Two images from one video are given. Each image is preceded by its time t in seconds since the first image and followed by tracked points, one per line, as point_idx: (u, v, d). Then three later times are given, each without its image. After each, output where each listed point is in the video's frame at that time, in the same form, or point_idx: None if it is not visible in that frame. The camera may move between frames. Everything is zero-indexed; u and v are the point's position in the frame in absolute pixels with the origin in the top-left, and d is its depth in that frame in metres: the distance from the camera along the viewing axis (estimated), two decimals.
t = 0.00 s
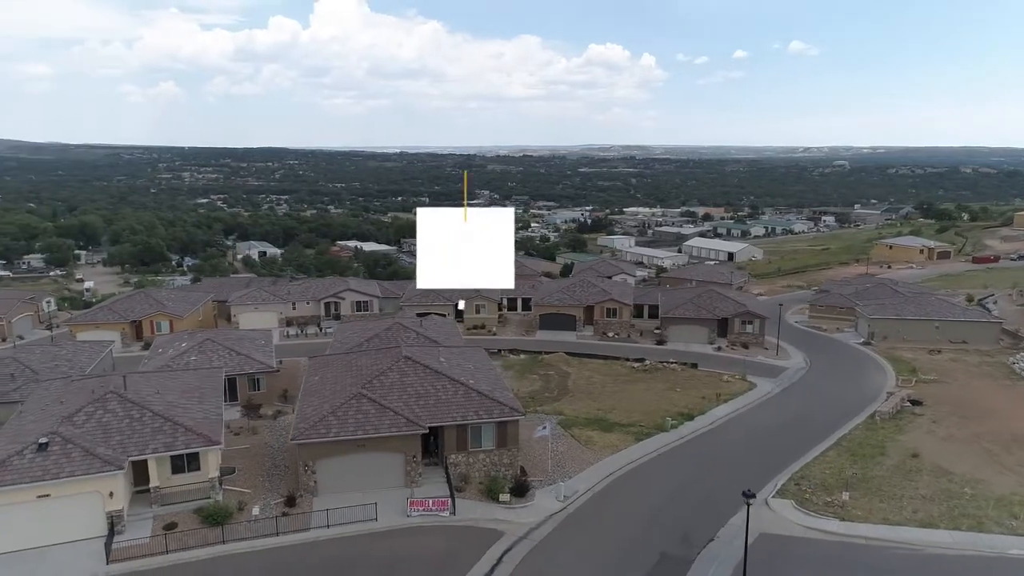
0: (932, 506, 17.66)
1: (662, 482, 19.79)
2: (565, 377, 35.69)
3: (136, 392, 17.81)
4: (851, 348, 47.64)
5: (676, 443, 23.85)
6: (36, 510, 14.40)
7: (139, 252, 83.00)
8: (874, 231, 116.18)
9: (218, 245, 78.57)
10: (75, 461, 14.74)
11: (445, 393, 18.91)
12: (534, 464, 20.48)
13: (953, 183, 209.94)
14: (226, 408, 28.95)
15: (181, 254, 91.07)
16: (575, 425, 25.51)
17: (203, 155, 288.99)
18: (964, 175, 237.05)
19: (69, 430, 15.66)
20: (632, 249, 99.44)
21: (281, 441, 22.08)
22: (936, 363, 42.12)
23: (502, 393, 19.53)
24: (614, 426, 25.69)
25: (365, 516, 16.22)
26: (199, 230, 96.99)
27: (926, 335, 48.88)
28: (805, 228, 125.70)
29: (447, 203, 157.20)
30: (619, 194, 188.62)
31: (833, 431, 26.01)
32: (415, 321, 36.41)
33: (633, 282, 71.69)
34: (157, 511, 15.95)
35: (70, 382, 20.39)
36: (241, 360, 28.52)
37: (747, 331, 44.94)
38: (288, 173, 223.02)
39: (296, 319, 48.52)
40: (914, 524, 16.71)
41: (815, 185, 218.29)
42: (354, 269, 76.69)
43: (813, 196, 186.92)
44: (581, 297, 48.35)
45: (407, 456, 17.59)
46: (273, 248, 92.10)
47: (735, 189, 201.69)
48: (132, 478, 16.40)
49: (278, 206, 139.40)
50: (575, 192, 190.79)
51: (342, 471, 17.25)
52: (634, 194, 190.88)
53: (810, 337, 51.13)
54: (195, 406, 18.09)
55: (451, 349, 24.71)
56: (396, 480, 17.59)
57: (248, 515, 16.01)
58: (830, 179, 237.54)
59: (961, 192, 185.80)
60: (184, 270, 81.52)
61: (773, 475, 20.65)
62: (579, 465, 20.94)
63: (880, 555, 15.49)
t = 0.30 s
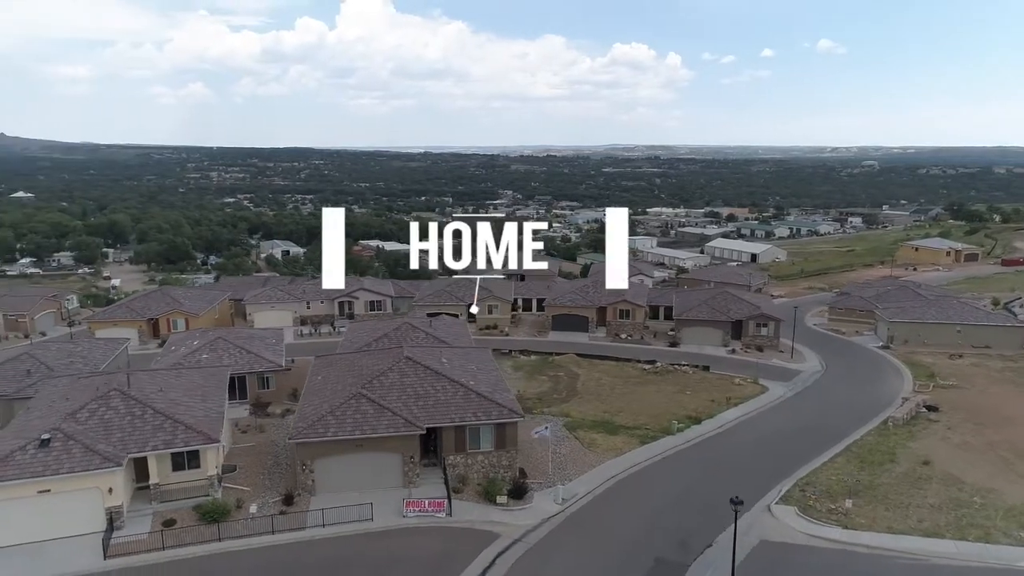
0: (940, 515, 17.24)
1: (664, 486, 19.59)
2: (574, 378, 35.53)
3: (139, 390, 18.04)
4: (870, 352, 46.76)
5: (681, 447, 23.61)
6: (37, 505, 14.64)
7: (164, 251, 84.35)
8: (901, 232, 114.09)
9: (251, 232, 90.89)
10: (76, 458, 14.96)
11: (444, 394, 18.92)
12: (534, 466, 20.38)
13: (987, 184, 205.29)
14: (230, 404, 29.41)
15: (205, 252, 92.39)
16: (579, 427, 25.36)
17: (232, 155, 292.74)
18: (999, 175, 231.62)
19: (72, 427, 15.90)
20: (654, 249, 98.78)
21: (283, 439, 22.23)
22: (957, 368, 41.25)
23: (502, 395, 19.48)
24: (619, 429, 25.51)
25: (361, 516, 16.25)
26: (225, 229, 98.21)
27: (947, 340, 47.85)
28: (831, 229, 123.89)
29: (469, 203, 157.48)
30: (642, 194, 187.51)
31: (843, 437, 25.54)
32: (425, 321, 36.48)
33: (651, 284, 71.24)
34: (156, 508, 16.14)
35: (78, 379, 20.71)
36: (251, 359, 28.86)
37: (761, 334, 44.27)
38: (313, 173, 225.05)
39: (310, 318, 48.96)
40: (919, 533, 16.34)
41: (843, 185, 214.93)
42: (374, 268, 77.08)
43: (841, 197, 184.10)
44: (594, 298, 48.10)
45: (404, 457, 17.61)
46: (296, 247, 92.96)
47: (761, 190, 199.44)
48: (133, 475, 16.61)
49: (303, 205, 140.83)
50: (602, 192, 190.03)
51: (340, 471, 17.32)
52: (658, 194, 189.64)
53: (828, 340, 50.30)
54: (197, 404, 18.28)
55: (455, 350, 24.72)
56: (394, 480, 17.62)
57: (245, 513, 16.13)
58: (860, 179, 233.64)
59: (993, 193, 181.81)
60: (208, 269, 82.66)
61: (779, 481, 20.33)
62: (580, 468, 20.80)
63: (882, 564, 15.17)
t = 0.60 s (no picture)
0: (953, 526, 16.74)
1: (669, 490, 19.33)
2: (589, 380, 35.32)
3: (148, 386, 18.38)
4: (894, 356, 45.71)
5: (691, 451, 23.30)
6: (45, 497, 14.97)
7: (195, 249, 85.76)
8: (937, 234, 111.40)
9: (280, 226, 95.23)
10: (83, 452, 15.26)
11: (448, 394, 18.92)
12: (539, 468, 20.28)
13: None
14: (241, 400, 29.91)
15: (235, 250, 93.87)
16: (589, 428, 25.24)
17: (265, 155, 296.91)
18: None
19: (80, 421, 16.25)
20: (681, 250, 97.84)
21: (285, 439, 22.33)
22: (985, 374, 40.08)
23: (507, 396, 19.43)
24: (629, 431, 25.29)
25: (361, 515, 16.33)
26: (255, 228, 99.55)
27: (976, 345, 46.56)
28: (864, 231, 121.48)
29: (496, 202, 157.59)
30: (671, 194, 185.88)
31: (859, 444, 24.96)
32: (440, 321, 36.58)
33: (674, 285, 70.62)
34: (161, 502, 16.38)
35: (93, 375, 21.17)
36: (267, 357, 29.30)
37: (781, 337, 43.66)
38: (343, 173, 227.12)
39: (329, 317, 49.47)
40: (930, 545, 15.89)
41: (879, 186, 210.53)
42: (399, 267, 77.57)
43: (876, 198, 180.35)
44: (612, 300, 47.83)
45: (407, 457, 17.65)
46: (324, 246, 93.89)
47: (793, 190, 196.34)
48: (140, 470, 16.89)
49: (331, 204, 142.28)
50: (631, 192, 188.80)
51: (342, 470, 17.41)
52: (687, 194, 187.77)
53: (851, 344, 49.31)
54: (204, 401, 18.54)
55: (463, 350, 24.74)
56: (396, 479, 17.67)
57: (247, 509, 16.30)
58: (898, 179, 228.40)
59: None
60: (236, 268, 83.95)
61: (789, 486, 19.96)
62: (586, 470, 20.66)
63: None
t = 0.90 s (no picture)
0: (965, 539, 16.30)
1: (675, 496, 19.13)
2: (603, 381, 35.10)
3: (158, 383, 18.69)
4: (919, 361, 44.65)
5: (701, 456, 23.01)
6: (53, 491, 15.31)
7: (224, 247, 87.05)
8: (974, 236, 108.59)
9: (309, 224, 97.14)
10: (90, 447, 15.57)
11: (452, 395, 18.92)
12: (544, 470, 20.19)
13: None
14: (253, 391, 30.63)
15: (263, 249, 95.23)
16: (598, 431, 25.08)
17: (296, 154, 300.47)
18: None
19: (90, 417, 16.59)
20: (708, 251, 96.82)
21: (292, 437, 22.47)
22: (1014, 381, 38.95)
23: (512, 398, 19.36)
24: (639, 435, 25.07)
25: (362, 514, 16.42)
26: (284, 227, 100.81)
27: (1006, 351, 45.28)
28: (897, 233, 118.95)
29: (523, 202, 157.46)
30: (700, 195, 184.01)
31: (876, 451, 24.42)
32: (454, 321, 36.65)
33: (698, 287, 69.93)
34: (168, 498, 16.66)
35: (108, 371, 21.62)
36: (282, 356, 29.66)
37: (802, 340, 42.85)
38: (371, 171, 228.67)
39: (348, 316, 49.91)
40: (940, 557, 15.47)
41: (915, 187, 205.93)
42: (424, 267, 77.95)
43: (913, 199, 176.32)
44: (629, 301, 47.48)
45: (409, 457, 17.69)
46: (350, 245, 94.71)
47: (826, 192, 193.02)
48: (148, 465, 17.19)
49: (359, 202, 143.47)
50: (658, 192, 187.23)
51: (346, 469, 17.53)
52: (716, 195, 185.75)
53: (876, 348, 48.27)
54: (212, 399, 18.78)
55: (472, 351, 24.74)
56: (399, 480, 17.73)
57: (251, 507, 16.49)
58: (936, 180, 223.00)
59: None
60: (264, 266, 85.14)
61: (798, 494, 19.61)
62: (592, 473, 20.52)
63: None
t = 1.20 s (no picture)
0: (972, 549, 15.91)
1: (678, 499, 18.92)
2: (613, 383, 34.89)
3: (164, 380, 18.95)
4: (940, 366, 43.66)
5: (708, 459, 22.73)
6: (57, 484, 15.60)
7: (249, 246, 87.95)
8: (1006, 238, 105.99)
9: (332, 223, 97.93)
10: (93, 443, 15.83)
11: (453, 395, 18.94)
12: (546, 472, 20.08)
13: None
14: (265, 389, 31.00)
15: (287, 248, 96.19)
16: (603, 433, 24.91)
17: (322, 153, 303.16)
18: None
19: (95, 413, 16.86)
20: (731, 252, 95.80)
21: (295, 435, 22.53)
22: None
23: (512, 399, 19.32)
24: (645, 438, 24.85)
25: (359, 513, 16.49)
26: (307, 226, 101.73)
27: None
28: (926, 234, 116.57)
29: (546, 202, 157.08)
30: (725, 195, 182.13)
31: (889, 457, 23.94)
32: (464, 321, 36.67)
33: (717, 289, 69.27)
34: (169, 494, 16.87)
35: (119, 367, 22.00)
36: (292, 354, 29.96)
37: (818, 343, 42.04)
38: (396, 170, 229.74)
39: (362, 314, 50.23)
40: (944, 567, 15.13)
41: (948, 188, 201.67)
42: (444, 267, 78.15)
43: (945, 200, 172.61)
44: (644, 302, 47.14)
45: (408, 457, 17.72)
46: (373, 244, 95.30)
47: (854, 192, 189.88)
48: (151, 461, 17.42)
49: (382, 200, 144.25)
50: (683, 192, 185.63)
51: (346, 468, 17.62)
52: (741, 195, 183.75)
53: (896, 352, 47.29)
54: (216, 397, 18.98)
55: (477, 351, 24.73)
56: (398, 479, 17.77)
57: (250, 504, 16.63)
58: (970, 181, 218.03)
59: None
60: (286, 265, 86.00)
61: (805, 499, 19.31)
62: (595, 476, 20.37)
63: None
